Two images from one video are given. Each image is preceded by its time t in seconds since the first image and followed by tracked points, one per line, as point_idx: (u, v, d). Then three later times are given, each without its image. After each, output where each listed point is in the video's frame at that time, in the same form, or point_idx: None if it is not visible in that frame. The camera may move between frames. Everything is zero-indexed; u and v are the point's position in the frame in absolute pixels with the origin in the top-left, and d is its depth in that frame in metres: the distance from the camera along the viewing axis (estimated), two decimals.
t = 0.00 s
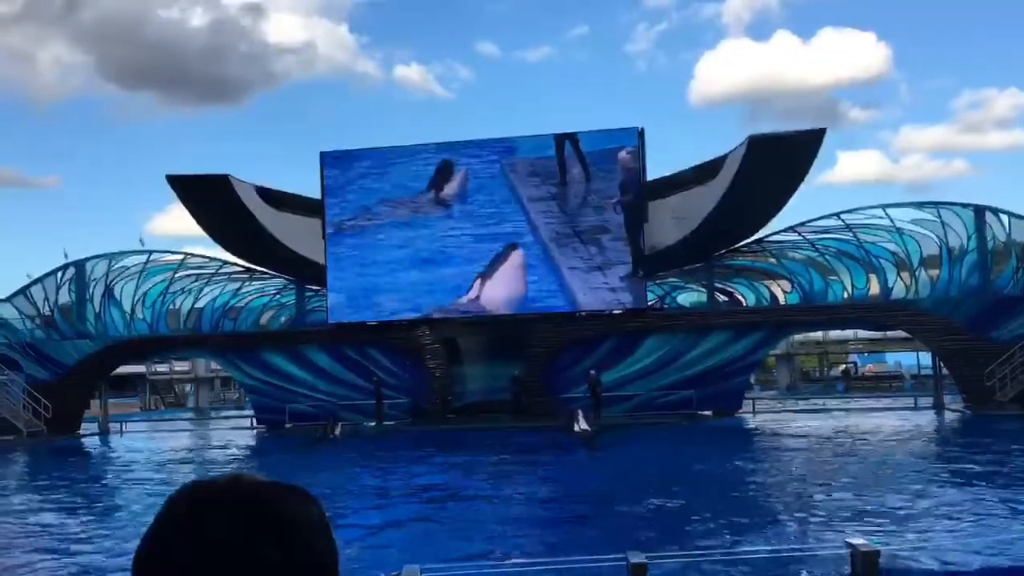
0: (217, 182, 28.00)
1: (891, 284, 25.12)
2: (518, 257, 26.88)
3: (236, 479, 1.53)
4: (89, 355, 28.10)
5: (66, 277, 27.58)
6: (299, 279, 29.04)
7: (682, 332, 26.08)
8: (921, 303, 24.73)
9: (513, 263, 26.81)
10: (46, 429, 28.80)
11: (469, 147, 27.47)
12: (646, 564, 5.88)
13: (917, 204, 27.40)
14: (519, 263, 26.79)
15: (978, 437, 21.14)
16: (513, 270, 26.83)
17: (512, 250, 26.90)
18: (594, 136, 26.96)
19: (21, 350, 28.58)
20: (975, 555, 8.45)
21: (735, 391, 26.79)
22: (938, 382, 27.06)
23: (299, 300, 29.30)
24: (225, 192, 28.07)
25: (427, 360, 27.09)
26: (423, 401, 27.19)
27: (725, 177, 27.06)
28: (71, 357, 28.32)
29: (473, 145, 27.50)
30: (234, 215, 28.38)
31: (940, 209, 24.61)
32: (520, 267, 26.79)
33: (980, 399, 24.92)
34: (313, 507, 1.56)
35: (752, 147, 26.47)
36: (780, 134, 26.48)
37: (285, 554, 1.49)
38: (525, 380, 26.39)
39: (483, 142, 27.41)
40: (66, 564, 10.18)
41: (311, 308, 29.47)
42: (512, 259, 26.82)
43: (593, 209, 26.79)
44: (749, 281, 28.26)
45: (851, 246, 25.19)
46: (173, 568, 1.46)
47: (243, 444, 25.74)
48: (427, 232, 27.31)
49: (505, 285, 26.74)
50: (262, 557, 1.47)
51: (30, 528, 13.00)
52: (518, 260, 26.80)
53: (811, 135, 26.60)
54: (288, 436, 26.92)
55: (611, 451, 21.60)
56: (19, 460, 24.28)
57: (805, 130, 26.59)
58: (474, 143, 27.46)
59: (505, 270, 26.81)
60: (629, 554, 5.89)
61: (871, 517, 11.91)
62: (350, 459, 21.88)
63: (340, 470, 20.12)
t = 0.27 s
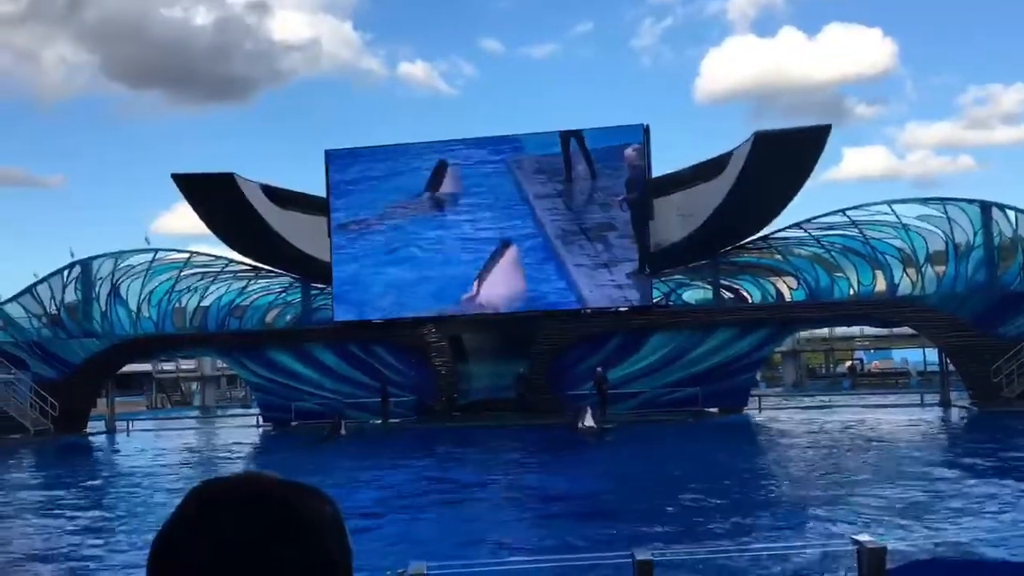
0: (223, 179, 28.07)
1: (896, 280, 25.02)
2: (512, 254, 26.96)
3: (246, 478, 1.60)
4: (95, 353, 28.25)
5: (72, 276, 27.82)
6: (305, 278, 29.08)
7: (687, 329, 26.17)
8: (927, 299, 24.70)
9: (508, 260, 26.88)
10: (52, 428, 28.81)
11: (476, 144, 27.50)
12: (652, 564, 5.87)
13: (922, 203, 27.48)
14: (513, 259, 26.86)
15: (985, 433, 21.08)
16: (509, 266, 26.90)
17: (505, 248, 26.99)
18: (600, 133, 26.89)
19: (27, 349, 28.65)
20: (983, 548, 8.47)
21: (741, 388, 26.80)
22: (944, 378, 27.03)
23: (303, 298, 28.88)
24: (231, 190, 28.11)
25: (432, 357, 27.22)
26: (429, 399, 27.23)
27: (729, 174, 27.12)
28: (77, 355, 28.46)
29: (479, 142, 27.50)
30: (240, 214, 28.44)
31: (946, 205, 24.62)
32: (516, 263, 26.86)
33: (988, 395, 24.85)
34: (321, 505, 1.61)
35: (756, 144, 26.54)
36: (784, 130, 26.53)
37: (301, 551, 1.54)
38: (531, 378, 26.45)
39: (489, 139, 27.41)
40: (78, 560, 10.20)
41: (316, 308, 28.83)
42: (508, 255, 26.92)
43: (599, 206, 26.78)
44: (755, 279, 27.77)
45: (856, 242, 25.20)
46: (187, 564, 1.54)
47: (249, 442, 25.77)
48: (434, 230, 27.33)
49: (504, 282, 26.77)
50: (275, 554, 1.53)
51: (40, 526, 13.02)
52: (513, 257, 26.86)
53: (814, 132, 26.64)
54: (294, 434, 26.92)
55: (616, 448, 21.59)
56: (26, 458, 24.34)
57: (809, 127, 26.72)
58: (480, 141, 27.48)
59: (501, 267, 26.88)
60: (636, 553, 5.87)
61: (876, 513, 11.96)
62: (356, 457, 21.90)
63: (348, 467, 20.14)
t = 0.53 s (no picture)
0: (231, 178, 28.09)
1: (905, 277, 25.16)
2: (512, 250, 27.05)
3: (252, 478, 1.70)
4: (103, 352, 28.25)
5: (81, 274, 27.92)
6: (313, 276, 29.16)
7: (695, 326, 26.11)
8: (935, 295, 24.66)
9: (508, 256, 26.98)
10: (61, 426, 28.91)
11: (484, 141, 27.52)
12: (659, 560, 5.90)
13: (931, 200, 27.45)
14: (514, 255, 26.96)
15: (993, 430, 21.04)
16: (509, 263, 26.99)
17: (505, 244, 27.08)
18: (608, 129, 26.87)
19: (36, 347, 28.77)
20: (992, 546, 8.45)
21: (749, 384, 26.85)
22: (952, 375, 27.00)
23: (312, 296, 29.24)
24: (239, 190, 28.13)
25: (439, 355, 27.20)
26: (436, 396, 27.22)
27: (735, 171, 27.10)
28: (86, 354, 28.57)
29: (487, 140, 27.53)
30: (248, 214, 28.49)
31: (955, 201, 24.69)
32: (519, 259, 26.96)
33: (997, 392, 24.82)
34: (329, 502, 1.71)
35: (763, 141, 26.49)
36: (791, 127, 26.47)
37: (307, 546, 1.63)
38: (538, 375, 26.33)
39: (497, 136, 27.43)
40: (92, 557, 10.32)
41: (324, 304, 29.41)
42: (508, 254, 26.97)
43: (607, 203, 26.80)
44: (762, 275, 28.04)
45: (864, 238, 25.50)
46: (200, 562, 1.64)
47: (257, 440, 25.86)
48: (442, 228, 27.46)
49: (507, 278, 26.83)
50: (282, 552, 1.63)
51: (54, 523, 13.14)
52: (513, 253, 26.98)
53: (822, 128, 26.57)
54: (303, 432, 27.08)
55: (624, 445, 21.60)
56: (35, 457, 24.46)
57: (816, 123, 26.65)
58: (488, 138, 27.49)
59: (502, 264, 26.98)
60: (643, 551, 5.91)
61: (883, 510, 11.98)
62: (364, 454, 21.96)
63: (357, 464, 20.26)
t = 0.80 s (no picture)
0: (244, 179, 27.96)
1: (917, 276, 25.17)
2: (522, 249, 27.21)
3: (282, 479, 1.61)
4: (116, 352, 28.42)
5: (93, 274, 28.00)
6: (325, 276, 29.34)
7: (706, 325, 26.16)
8: (946, 294, 24.67)
9: (519, 255, 27.14)
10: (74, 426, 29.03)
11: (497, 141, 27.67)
12: (671, 560, 5.92)
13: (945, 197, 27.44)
14: (525, 254, 27.11)
15: (1005, 428, 20.97)
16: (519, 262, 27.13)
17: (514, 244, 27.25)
18: (620, 128, 26.99)
19: (49, 347, 28.93)
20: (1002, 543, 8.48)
21: (760, 384, 26.86)
22: (965, 373, 26.95)
23: (324, 296, 29.41)
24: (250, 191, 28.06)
25: (450, 355, 27.31)
26: (446, 396, 27.34)
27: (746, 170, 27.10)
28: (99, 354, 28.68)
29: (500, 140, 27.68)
30: (260, 214, 28.47)
31: (969, 200, 24.52)
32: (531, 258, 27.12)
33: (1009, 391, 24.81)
34: (347, 506, 1.62)
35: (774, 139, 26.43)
36: (802, 126, 26.43)
37: (322, 543, 1.57)
38: (549, 375, 26.47)
39: (510, 136, 27.59)
40: (113, 553, 10.45)
41: (335, 304, 29.63)
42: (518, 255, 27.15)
43: (620, 202, 26.88)
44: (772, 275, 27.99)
45: (878, 237, 25.34)
46: (210, 563, 1.56)
47: (268, 440, 25.96)
48: (455, 228, 27.63)
49: (518, 276, 26.93)
50: (293, 551, 1.56)
51: (69, 521, 13.28)
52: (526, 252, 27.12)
53: (833, 126, 26.53)
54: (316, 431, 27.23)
55: (634, 444, 21.61)
56: (49, 456, 24.63)
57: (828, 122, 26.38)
58: (501, 138, 27.64)
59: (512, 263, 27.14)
60: (655, 551, 5.91)
61: (895, 508, 12.05)
62: (375, 454, 22.06)
63: (371, 463, 20.39)
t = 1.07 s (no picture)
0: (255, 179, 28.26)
1: (930, 272, 25.11)
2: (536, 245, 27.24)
3: (294, 482, 1.61)
4: (129, 351, 28.50)
5: (106, 273, 28.18)
6: (336, 274, 29.26)
7: (718, 322, 26.23)
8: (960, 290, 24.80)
9: (533, 252, 27.18)
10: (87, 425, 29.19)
11: (510, 139, 27.72)
12: (683, 557, 5.90)
13: (957, 192, 27.39)
14: (540, 251, 27.15)
15: (1018, 425, 20.88)
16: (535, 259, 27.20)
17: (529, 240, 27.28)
18: (631, 125, 27.07)
19: (62, 347, 29.11)
20: (1015, 538, 8.47)
21: (773, 381, 27.05)
22: (978, 369, 26.88)
23: (334, 294, 29.28)
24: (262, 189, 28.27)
25: (461, 352, 27.40)
26: (457, 394, 27.33)
27: (758, 164, 27.40)
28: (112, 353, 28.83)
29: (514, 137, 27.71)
30: (271, 212, 28.63)
31: (981, 196, 25.01)
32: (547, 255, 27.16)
33: None
34: (356, 506, 1.63)
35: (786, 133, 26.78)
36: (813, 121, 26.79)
37: (327, 541, 1.56)
38: (559, 372, 26.42)
39: (524, 134, 27.62)
40: (130, 551, 10.51)
41: (346, 303, 29.32)
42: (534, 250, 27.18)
43: (634, 198, 26.91)
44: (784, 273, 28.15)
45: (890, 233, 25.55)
46: (217, 559, 1.58)
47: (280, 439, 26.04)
48: (468, 227, 27.68)
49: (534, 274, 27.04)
50: (298, 547, 1.55)
51: (81, 520, 13.38)
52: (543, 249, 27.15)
53: (844, 121, 26.90)
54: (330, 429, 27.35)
55: (646, 441, 21.61)
56: (63, 455, 24.79)
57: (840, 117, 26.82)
58: (514, 135, 27.67)
59: (527, 259, 27.22)
60: (666, 550, 5.90)
61: (908, 504, 12.09)
62: (387, 451, 22.12)
63: (384, 461, 20.45)
